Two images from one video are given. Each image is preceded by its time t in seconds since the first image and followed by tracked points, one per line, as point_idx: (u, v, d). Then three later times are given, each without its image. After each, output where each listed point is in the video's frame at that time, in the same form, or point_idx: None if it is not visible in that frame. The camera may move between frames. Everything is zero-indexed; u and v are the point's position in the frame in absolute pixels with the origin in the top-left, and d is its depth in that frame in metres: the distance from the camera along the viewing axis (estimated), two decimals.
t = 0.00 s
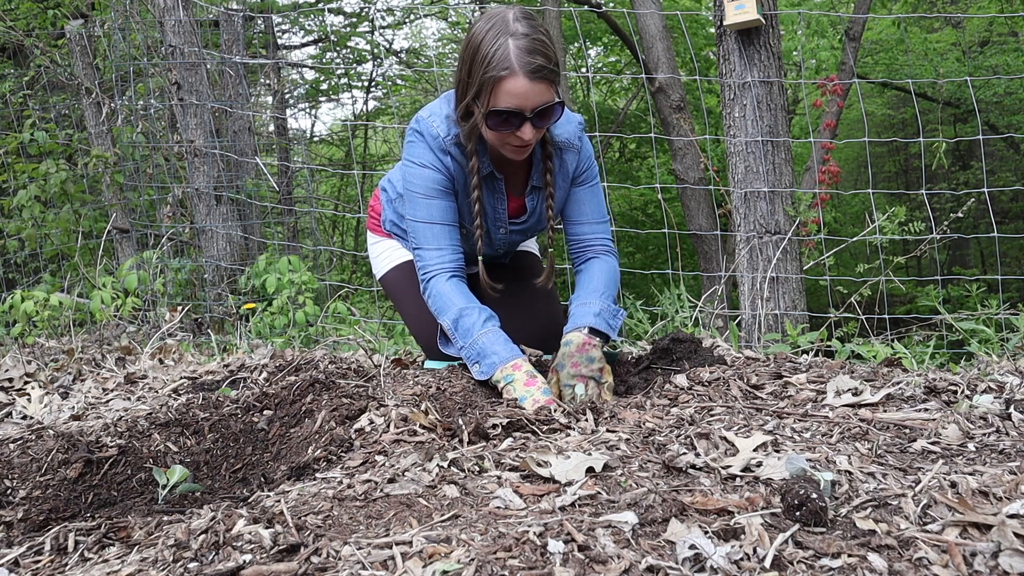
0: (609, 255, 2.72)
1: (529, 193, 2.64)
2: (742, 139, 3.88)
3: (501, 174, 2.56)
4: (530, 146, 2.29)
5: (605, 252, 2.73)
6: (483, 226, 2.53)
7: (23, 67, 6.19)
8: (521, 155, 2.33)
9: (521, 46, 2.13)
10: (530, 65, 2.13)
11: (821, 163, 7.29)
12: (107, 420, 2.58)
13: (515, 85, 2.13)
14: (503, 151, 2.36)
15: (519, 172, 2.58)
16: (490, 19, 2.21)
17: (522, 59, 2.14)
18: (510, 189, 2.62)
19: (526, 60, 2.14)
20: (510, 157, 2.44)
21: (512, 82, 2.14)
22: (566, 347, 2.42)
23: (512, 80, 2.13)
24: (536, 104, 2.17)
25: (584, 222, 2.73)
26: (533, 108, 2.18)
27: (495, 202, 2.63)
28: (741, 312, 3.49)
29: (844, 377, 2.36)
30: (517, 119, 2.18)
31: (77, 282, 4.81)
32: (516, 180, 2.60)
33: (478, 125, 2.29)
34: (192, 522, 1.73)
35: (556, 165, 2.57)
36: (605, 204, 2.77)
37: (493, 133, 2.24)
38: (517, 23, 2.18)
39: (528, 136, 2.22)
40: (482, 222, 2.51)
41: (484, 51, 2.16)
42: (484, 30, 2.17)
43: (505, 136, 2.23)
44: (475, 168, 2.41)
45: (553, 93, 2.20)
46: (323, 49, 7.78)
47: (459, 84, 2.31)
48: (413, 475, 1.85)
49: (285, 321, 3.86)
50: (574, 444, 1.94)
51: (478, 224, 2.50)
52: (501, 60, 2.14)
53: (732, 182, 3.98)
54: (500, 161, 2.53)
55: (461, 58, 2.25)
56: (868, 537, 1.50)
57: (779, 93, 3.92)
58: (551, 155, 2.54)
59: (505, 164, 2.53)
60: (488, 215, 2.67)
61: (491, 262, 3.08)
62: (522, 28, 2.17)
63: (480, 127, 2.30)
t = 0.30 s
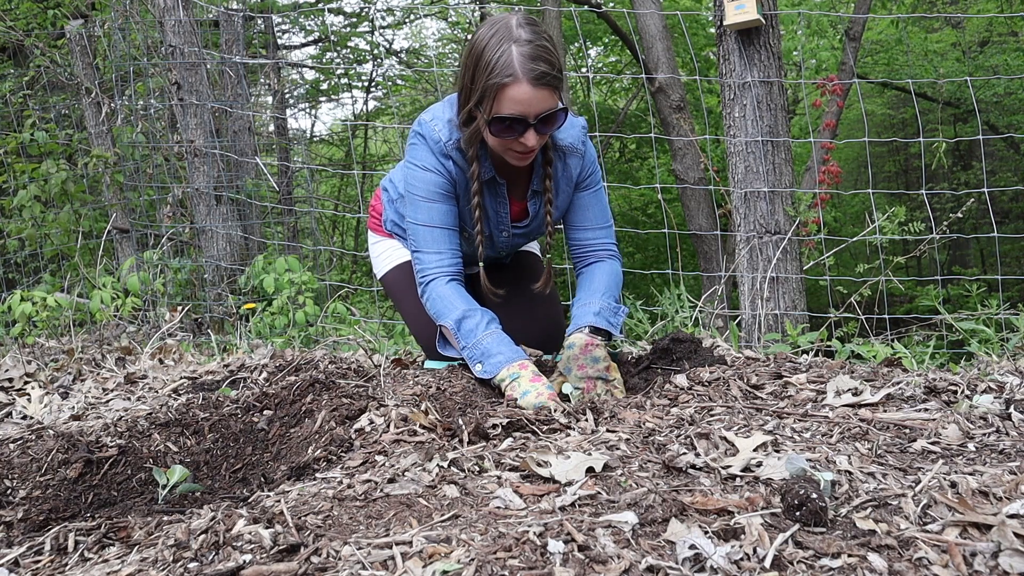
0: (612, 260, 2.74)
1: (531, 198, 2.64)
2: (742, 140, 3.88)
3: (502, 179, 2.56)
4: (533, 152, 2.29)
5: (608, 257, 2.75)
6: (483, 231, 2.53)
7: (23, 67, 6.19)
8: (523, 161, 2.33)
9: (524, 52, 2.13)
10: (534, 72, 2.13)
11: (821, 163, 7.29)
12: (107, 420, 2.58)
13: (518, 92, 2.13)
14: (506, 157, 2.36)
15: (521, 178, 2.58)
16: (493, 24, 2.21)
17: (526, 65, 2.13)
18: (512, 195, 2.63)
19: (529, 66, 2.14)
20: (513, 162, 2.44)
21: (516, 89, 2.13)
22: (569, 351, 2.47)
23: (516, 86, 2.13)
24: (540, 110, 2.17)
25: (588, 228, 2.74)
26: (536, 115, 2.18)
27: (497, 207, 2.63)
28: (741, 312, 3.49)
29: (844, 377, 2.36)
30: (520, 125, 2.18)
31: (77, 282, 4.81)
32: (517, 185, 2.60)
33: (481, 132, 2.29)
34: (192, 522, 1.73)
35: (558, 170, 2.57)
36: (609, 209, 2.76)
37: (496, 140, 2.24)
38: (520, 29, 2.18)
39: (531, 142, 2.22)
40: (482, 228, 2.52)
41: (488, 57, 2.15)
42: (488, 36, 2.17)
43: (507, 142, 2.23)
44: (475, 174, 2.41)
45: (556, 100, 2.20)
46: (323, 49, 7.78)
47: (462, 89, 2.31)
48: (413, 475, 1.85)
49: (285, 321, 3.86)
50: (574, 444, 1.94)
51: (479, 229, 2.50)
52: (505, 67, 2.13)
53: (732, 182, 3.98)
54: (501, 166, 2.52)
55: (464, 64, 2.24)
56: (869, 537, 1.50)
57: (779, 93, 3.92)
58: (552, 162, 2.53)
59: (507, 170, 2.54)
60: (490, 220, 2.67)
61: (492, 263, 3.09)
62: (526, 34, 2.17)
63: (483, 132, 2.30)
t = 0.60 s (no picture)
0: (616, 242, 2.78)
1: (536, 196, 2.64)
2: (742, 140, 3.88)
3: (506, 180, 2.55)
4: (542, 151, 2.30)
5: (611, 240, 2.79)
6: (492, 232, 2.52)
7: (23, 67, 6.20)
8: (532, 160, 2.33)
9: (537, 53, 2.12)
10: (547, 73, 2.13)
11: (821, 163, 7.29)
12: (107, 420, 2.58)
13: (533, 94, 2.12)
14: (513, 156, 2.36)
15: (524, 178, 2.58)
16: (502, 24, 2.19)
17: (539, 66, 2.13)
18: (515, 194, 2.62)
19: (542, 67, 2.13)
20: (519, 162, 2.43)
21: (530, 90, 2.12)
22: (584, 291, 2.51)
23: (530, 87, 2.12)
24: (552, 110, 2.17)
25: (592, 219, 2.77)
26: (549, 115, 2.18)
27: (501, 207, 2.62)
28: (741, 312, 3.49)
29: (843, 377, 2.36)
30: (533, 126, 2.18)
31: (77, 282, 4.81)
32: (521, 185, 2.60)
33: (491, 132, 2.28)
34: (192, 522, 1.73)
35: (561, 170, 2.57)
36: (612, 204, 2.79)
37: (508, 140, 2.24)
38: (530, 29, 2.16)
39: (543, 142, 2.22)
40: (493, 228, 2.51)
41: (501, 59, 2.13)
42: (498, 37, 2.15)
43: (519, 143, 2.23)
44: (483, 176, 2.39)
45: (567, 99, 2.20)
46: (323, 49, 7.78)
47: (470, 89, 2.28)
48: (413, 475, 1.85)
49: (285, 321, 3.86)
50: (574, 444, 1.94)
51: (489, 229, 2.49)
52: (519, 68, 2.12)
53: (732, 182, 3.98)
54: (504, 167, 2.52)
55: (473, 64, 2.22)
56: (869, 537, 1.50)
57: (779, 93, 3.92)
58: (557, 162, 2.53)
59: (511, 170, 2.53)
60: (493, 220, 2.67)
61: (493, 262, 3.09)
62: (536, 34, 2.15)
63: (491, 133, 2.29)
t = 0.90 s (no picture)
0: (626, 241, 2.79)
1: (541, 195, 2.64)
2: (742, 139, 3.88)
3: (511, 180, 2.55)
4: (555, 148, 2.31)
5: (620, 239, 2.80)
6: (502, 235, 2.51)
7: (23, 67, 6.20)
8: (543, 159, 2.34)
9: (551, 53, 2.12)
10: (561, 72, 2.13)
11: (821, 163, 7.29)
12: (107, 420, 2.58)
13: (550, 95, 2.13)
14: (524, 157, 2.36)
15: (529, 178, 2.57)
16: (508, 25, 2.17)
17: (553, 66, 2.13)
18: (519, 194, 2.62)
19: (555, 67, 2.13)
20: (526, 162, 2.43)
21: (546, 91, 2.13)
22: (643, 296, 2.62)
23: (546, 88, 2.12)
24: (566, 109, 2.18)
25: (600, 216, 2.77)
26: (563, 114, 2.19)
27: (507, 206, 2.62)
28: (741, 312, 3.49)
29: (843, 377, 2.36)
30: (549, 126, 2.18)
31: (77, 282, 4.81)
32: (525, 185, 2.60)
33: (503, 133, 2.27)
34: (192, 522, 1.73)
35: (565, 170, 2.56)
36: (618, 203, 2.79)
37: (522, 141, 2.24)
38: (538, 29, 2.16)
39: (558, 141, 2.23)
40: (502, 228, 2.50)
41: (515, 63, 2.12)
42: (507, 39, 2.14)
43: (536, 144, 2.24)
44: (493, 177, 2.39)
45: (579, 97, 2.22)
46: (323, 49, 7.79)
47: (479, 93, 2.26)
48: (413, 475, 1.85)
49: (285, 321, 3.85)
50: (574, 444, 1.94)
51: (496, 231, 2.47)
52: (533, 69, 2.11)
53: (732, 182, 3.98)
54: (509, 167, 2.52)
55: (482, 67, 2.20)
56: (869, 537, 1.50)
57: (779, 93, 3.92)
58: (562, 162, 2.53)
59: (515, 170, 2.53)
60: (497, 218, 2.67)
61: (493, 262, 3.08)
62: (545, 34, 2.15)
63: (504, 135, 2.28)
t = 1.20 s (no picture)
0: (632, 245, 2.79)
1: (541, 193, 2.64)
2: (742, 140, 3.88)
3: (510, 177, 2.55)
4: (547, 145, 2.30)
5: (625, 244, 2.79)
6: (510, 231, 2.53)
7: (23, 66, 6.21)
8: (536, 155, 2.33)
9: (538, 47, 2.12)
10: (548, 65, 2.13)
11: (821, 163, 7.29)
12: (107, 420, 2.58)
13: (536, 87, 2.12)
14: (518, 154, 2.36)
15: (528, 175, 2.58)
16: (501, 20, 2.19)
17: (540, 59, 2.12)
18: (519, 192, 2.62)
19: (543, 61, 2.13)
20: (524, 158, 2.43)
21: (532, 84, 2.12)
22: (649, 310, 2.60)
23: (532, 81, 2.12)
24: (555, 104, 2.17)
25: (603, 218, 2.77)
26: (551, 108, 2.18)
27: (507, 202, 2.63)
28: (741, 312, 3.49)
29: (843, 377, 2.36)
30: (537, 119, 2.17)
31: (77, 282, 4.81)
32: (524, 182, 2.60)
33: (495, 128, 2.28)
34: (192, 522, 1.73)
35: (565, 167, 2.56)
36: (619, 203, 2.78)
37: (511, 135, 2.23)
38: (529, 24, 2.16)
39: (547, 136, 2.22)
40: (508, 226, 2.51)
41: (502, 55, 2.13)
42: (498, 33, 2.15)
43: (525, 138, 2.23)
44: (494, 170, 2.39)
45: (569, 93, 2.20)
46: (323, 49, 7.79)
47: (472, 89, 2.28)
48: (413, 475, 1.85)
49: (285, 321, 3.85)
50: (574, 444, 1.94)
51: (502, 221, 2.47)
52: (520, 62, 2.12)
53: (732, 182, 3.98)
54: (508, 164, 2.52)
55: (474, 61, 2.21)
56: (869, 537, 1.50)
57: (779, 93, 3.92)
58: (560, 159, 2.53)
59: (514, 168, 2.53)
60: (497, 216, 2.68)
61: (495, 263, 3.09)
62: (536, 29, 2.15)
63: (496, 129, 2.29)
